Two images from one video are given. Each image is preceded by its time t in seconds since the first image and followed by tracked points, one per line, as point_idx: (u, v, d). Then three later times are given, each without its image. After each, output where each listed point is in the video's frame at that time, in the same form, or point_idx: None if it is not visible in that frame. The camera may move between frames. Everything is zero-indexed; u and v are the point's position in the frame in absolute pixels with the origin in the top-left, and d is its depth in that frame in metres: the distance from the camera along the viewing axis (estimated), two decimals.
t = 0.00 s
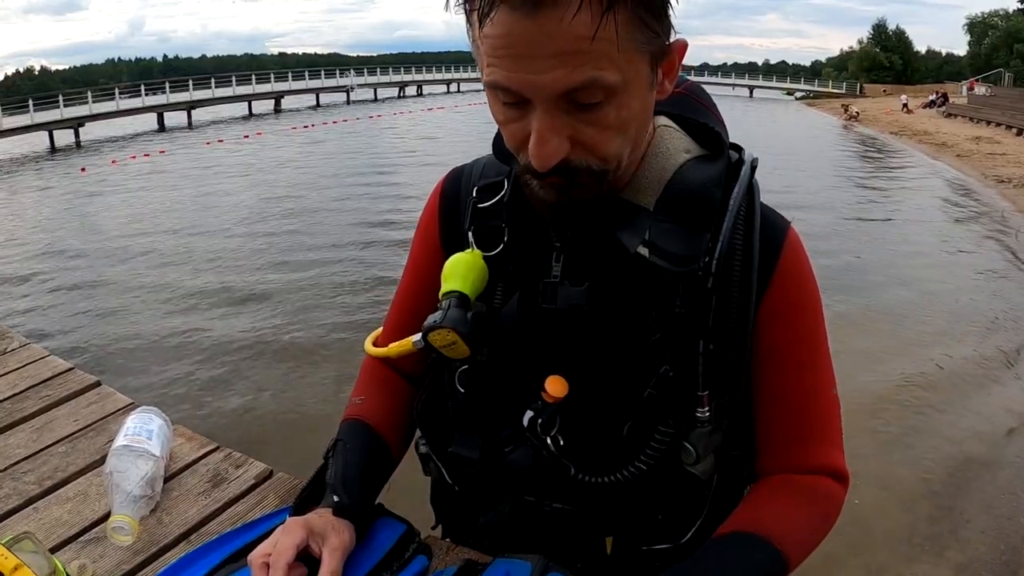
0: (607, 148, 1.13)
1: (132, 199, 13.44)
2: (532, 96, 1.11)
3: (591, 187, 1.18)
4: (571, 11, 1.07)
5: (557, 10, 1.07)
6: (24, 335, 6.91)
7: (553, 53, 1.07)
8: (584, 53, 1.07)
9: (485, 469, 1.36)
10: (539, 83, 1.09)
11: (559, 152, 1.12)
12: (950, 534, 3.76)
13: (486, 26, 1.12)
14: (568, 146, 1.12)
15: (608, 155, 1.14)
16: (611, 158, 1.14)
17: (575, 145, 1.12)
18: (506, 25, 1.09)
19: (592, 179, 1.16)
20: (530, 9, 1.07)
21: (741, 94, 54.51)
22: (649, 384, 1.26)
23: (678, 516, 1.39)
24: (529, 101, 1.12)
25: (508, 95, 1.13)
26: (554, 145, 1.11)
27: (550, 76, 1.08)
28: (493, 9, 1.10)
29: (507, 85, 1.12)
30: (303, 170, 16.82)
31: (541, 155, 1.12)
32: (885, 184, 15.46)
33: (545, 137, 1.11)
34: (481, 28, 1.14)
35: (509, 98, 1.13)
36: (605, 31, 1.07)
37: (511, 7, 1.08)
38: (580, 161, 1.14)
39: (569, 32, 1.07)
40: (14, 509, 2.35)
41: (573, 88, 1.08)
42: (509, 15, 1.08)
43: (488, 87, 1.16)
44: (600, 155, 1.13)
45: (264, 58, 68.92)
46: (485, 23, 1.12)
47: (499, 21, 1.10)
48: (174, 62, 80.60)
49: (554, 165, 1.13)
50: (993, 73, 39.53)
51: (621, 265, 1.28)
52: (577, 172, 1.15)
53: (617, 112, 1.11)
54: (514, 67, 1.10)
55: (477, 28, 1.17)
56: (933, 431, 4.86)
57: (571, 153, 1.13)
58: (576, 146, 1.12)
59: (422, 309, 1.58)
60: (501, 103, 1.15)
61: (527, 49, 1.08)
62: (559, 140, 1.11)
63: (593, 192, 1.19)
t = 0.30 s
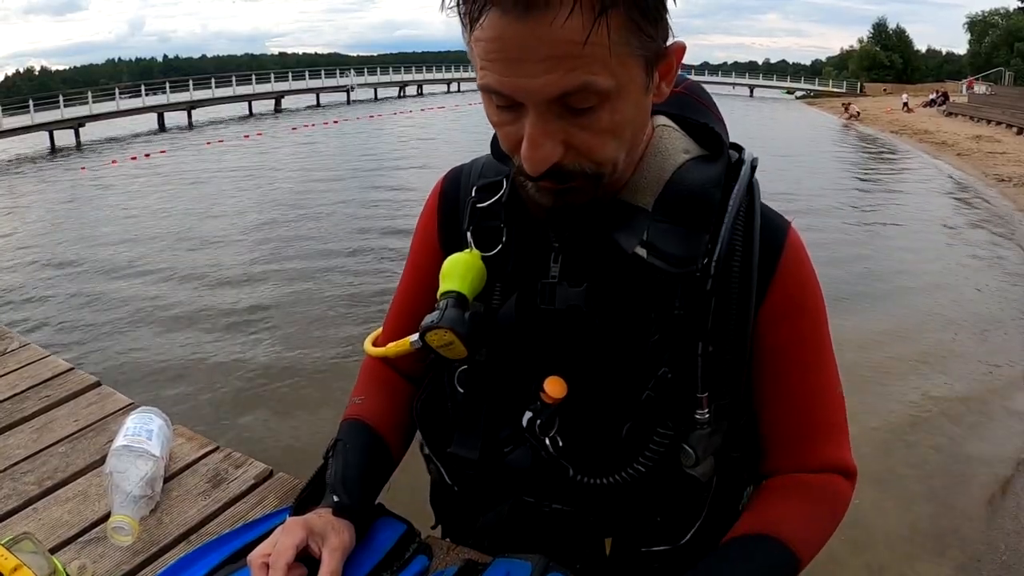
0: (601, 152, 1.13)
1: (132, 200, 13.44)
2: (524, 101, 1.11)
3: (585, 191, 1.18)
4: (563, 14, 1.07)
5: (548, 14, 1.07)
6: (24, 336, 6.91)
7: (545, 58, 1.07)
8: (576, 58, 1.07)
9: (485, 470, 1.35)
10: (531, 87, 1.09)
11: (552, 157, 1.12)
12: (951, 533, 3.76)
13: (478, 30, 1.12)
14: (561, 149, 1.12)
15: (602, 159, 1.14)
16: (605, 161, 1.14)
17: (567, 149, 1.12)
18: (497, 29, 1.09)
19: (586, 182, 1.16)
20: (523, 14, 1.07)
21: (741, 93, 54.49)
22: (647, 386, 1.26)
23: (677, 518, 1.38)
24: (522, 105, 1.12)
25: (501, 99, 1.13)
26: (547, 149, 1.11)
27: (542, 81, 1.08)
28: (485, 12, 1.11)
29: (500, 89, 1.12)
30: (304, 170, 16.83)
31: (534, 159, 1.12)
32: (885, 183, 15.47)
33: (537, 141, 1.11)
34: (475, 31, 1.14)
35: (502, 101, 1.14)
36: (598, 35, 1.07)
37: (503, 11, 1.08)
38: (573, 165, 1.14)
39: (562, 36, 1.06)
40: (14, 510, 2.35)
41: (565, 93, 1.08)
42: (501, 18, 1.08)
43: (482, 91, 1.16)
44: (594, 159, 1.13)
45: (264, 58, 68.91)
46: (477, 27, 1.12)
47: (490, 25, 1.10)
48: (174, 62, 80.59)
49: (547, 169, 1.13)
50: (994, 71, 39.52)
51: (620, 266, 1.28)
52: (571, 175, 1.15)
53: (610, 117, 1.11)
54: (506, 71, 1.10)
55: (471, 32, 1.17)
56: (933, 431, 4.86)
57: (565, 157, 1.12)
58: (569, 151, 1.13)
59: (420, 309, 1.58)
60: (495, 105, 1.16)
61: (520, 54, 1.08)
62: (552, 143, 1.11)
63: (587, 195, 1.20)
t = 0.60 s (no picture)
0: (598, 154, 1.12)
1: (132, 200, 13.45)
2: (520, 102, 1.10)
3: (582, 193, 1.18)
4: (559, 15, 1.06)
5: (544, 15, 1.06)
6: (25, 336, 6.91)
7: (540, 58, 1.07)
8: (571, 59, 1.07)
9: (484, 471, 1.35)
10: (527, 89, 1.08)
11: (548, 158, 1.11)
12: (950, 532, 3.76)
13: (474, 31, 1.12)
14: (557, 151, 1.12)
15: (599, 161, 1.13)
16: (602, 163, 1.14)
17: (564, 150, 1.12)
18: (493, 28, 1.09)
19: (583, 185, 1.16)
20: (518, 15, 1.07)
21: (741, 93, 54.50)
22: (647, 389, 1.26)
23: (678, 521, 1.37)
24: (518, 107, 1.12)
25: (497, 100, 1.13)
26: (543, 150, 1.11)
27: (538, 82, 1.08)
28: (481, 13, 1.10)
29: (496, 90, 1.11)
30: (304, 170, 16.84)
31: (530, 161, 1.12)
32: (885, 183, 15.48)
33: (533, 143, 1.11)
34: (472, 32, 1.14)
35: (499, 102, 1.13)
36: (594, 36, 1.07)
37: (499, 12, 1.08)
38: (570, 167, 1.13)
39: (557, 38, 1.06)
40: (16, 509, 2.35)
41: (561, 94, 1.07)
42: (496, 20, 1.08)
43: (479, 91, 1.16)
44: (590, 161, 1.13)
45: (263, 58, 68.90)
46: (473, 28, 1.12)
47: (486, 26, 1.09)
48: (174, 62, 80.60)
49: (544, 171, 1.13)
50: (993, 71, 39.52)
51: (620, 269, 1.28)
52: (568, 178, 1.15)
53: (606, 119, 1.11)
54: (502, 72, 1.10)
55: (467, 32, 1.16)
56: (934, 430, 4.86)
57: (560, 159, 1.12)
58: (566, 151, 1.12)
59: (418, 311, 1.58)
60: (491, 106, 1.16)
61: (516, 54, 1.08)
62: (548, 145, 1.11)
63: (584, 198, 1.19)
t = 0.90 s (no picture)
0: (611, 158, 1.11)
1: (132, 200, 13.45)
2: (533, 102, 1.09)
3: (592, 196, 1.16)
4: (578, 16, 1.04)
5: (564, 13, 1.04)
6: (25, 336, 6.90)
7: (555, 60, 1.06)
8: (587, 61, 1.05)
9: (488, 474, 1.34)
10: (541, 90, 1.07)
11: (560, 161, 1.10)
12: (951, 532, 3.75)
13: (488, 28, 1.10)
14: (569, 154, 1.11)
15: (611, 164, 1.12)
16: (613, 167, 1.12)
17: (575, 153, 1.11)
18: (508, 27, 1.07)
19: (593, 189, 1.15)
20: (535, 13, 1.05)
21: (741, 93, 54.48)
22: (655, 394, 1.24)
23: (683, 523, 1.34)
24: (530, 108, 1.10)
25: (510, 100, 1.11)
26: (555, 154, 1.10)
27: (553, 82, 1.06)
28: (496, 12, 1.09)
29: (509, 89, 1.10)
30: (304, 170, 16.86)
31: (542, 163, 1.10)
32: (885, 182, 15.48)
33: (546, 146, 1.09)
34: (485, 30, 1.12)
35: (511, 102, 1.12)
36: (613, 38, 1.05)
37: (514, 10, 1.06)
38: (581, 171, 1.12)
39: (576, 38, 1.04)
40: (16, 510, 2.33)
41: (576, 96, 1.06)
42: (513, 18, 1.06)
43: (491, 90, 1.14)
44: (602, 164, 1.12)
45: (263, 58, 68.92)
46: (487, 24, 1.10)
47: (502, 23, 1.07)
48: (174, 62, 80.61)
49: (554, 173, 1.12)
50: (993, 71, 39.53)
51: (628, 274, 1.27)
52: (579, 181, 1.13)
53: (620, 122, 1.09)
54: (515, 72, 1.09)
55: (481, 29, 1.14)
56: (935, 430, 4.84)
57: (572, 162, 1.11)
58: (578, 153, 1.11)
59: (423, 313, 1.57)
60: (503, 106, 1.14)
61: (531, 52, 1.06)
62: (560, 147, 1.09)
63: (591, 202, 1.18)
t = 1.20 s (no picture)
0: (624, 162, 1.13)
1: (132, 201, 13.46)
2: (548, 106, 1.10)
3: (602, 198, 1.18)
4: (596, 21, 1.05)
5: (581, 19, 1.05)
6: (25, 337, 6.90)
7: (573, 64, 1.06)
8: (604, 66, 1.06)
9: (492, 473, 1.35)
10: (557, 93, 1.08)
11: (574, 163, 1.12)
12: (950, 533, 3.75)
13: (504, 30, 1.10)
14: (582, 157, 1.12)
15: (623, 168, 1.13)
16: (625, 170, 1.14)
17: (589, 156, 1.12)
18: (526, 29, 1.08)
19: (604, 191, 1.16)
20: (554, 18, 1.05)
21: (740, 94, 54.47)
22: (659, 395, 1.25)
23: (685, 522, 1.35)
24: (545, 111, 1.11)
25: (524, 102, 1.12)
26: (569, 157, 1.11)
27: (569, 87, 1.07)
28: (512, 15, 1.09)
29: (524, 92, 1.11)
30: (304, 171, 16.88)
31: (556, 166, 1.12)
32: (884, 184, 15.49)
33: (560, 148, 1.10)
34: (501, 32, 1.12)
35: (525, 104, 1.12)
36: (630, 44, 1.06)
37: (532, 14, 1.06)
38: (594, 173, 1.13)
39: (594, 43, 1.05)
40: (17, 509, 2.34)
41: (591, 101, 1.07)
42: (531, 22, 1.07)
43: (505, 92, 1.15)
44: (615, 167, 1.13)
45: (263, 59, 68.96)
46: (503, 27, 1.10)
47: (519, 27, 1.08)
48: (174, 64, 80.64)
49: (568, 176, 1.13)
50: (993, 73, 39.57)
51: (632, 275, 1.27)
52: (591, 183, 1.15)
53: (633, 127, 1.11)
54: (532, 75, 1.09)
55: (496, 30, 1.15)
56: (935, 431, 4.85)
57: (585, 165, 1.12)
58: (591, 157, 1.12)
59: (429, 314, 1.58)
60: (516, 108, 1.15)
61: (548, 56, 1.07)
62: (574, 150, 1.11)
63: (601, 204, 1.19)
